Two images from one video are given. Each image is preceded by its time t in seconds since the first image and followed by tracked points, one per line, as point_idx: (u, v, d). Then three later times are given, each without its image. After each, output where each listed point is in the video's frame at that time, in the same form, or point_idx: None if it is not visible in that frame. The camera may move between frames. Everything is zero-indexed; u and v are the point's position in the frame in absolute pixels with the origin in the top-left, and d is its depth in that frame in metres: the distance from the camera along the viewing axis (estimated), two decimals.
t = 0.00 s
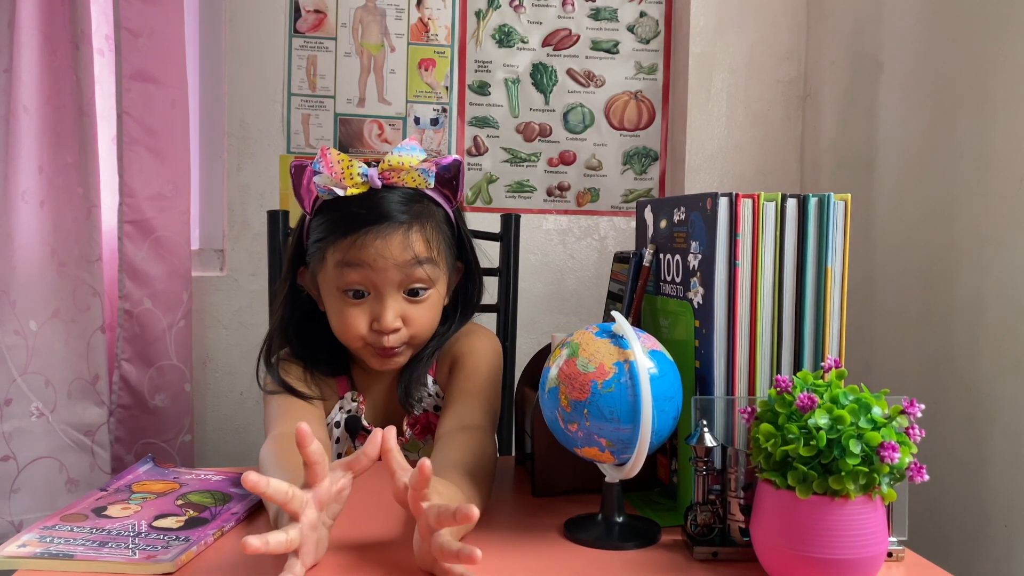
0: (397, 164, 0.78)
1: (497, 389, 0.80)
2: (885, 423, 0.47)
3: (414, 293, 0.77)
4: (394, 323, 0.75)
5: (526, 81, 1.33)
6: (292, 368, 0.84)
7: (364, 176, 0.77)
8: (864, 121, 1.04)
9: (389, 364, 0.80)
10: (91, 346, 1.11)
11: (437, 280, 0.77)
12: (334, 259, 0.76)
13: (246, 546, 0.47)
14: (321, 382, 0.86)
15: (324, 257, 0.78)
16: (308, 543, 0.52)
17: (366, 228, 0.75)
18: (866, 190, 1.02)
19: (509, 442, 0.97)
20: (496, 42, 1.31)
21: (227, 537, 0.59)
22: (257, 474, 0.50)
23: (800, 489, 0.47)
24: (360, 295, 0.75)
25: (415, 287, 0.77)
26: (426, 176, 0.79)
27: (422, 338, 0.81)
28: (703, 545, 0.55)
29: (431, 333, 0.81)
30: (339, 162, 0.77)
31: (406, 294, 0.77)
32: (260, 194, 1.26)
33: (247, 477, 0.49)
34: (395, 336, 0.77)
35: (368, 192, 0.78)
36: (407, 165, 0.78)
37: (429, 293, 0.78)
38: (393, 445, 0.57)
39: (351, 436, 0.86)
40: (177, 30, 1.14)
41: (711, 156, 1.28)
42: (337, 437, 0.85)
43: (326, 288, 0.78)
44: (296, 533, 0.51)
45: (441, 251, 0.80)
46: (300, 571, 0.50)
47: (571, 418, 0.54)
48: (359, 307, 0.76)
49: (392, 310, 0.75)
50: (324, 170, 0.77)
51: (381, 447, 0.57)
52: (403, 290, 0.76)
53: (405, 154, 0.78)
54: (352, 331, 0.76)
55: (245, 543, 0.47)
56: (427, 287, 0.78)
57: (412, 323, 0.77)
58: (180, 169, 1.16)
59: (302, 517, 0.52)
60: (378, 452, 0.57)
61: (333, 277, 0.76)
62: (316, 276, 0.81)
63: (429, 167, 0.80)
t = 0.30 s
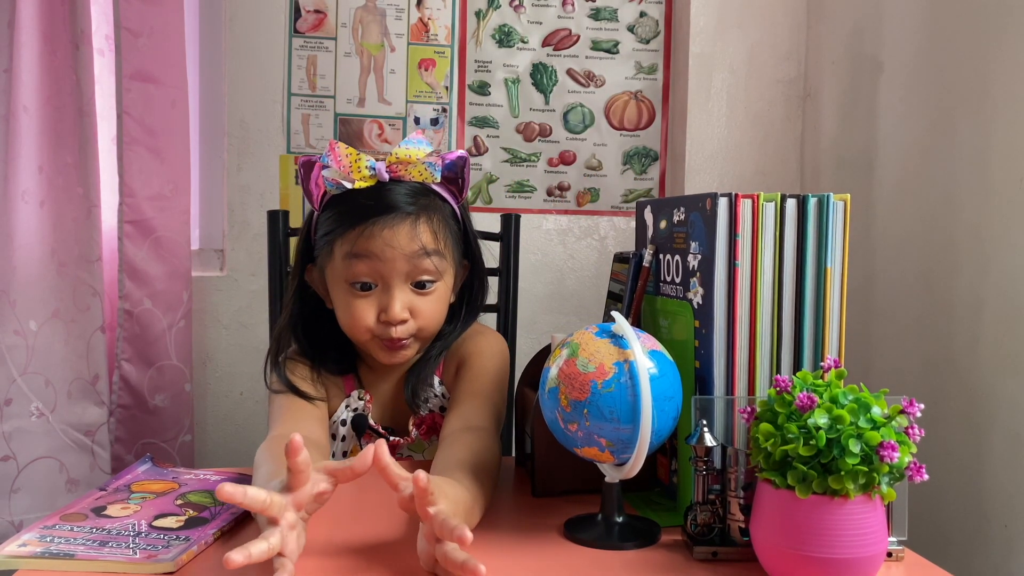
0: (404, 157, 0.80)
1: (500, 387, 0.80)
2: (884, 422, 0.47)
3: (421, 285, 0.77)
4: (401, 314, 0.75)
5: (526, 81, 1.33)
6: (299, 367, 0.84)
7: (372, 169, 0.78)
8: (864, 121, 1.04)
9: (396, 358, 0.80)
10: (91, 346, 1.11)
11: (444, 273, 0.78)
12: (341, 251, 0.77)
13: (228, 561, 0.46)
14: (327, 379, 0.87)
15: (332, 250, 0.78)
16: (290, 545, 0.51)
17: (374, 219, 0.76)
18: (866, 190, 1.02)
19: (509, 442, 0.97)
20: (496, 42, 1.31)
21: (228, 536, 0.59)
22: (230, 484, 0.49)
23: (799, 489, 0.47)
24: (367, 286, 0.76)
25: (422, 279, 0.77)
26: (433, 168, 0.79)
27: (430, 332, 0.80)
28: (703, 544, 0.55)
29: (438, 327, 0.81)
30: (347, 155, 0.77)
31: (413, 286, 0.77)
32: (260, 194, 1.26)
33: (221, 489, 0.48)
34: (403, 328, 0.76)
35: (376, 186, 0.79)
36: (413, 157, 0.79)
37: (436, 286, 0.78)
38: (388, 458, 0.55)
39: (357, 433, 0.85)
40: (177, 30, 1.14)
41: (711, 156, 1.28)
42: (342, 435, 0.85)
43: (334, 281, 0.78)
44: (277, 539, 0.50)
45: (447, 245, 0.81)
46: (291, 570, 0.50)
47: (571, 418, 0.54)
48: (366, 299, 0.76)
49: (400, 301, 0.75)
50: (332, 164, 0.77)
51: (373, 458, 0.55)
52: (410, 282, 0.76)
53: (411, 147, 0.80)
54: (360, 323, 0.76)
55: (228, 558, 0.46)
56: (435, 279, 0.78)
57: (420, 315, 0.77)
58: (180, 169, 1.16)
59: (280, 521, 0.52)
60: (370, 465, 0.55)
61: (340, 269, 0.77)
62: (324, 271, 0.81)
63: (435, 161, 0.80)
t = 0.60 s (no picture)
0: (405, 140, 0.80)
1: (500, 386, 0.80)
2: (883, 421, 0.47)
3: (424, 266, 0.77)
4: (405, 294, 0.75)
5: (526, 81, 1.33)
6: (304, 359, 0.84)
7: (373, 153, 0.78)
8: (864, 121, 1.04)
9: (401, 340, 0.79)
10: (92, 347, 1.11)
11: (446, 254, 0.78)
12: (345, 235, 0.78)
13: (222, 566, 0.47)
14: (331, 369, 0.87)
15: (336, 234, 0.79)
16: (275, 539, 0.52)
17: (376, 198, 0.77)
18: (866, 190, 1.02)
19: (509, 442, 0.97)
20: (496, 42, 1.31)
21: (227, 536, 0.59)
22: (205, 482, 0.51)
23: (799, 489, 0.47)
24: (371, 268, 0.76)
25: (425, 260, 0.77)
26: (433, 152, 0.80)
27: (434, 316, 0.80)
28: (703, 544, 0.54)
29: (442, 312, 0.81)
30: (348, 139, 0.78)
31: (416, 266, 0.77)
32: (260, 194, 1.27)
33: (196, 486, 0.50)
34: (406, 308, 0.77)
35: (378, 170, 0.79)
36: (413, 140, 0.80)
37: (439, 267, 0.78)
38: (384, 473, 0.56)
39: (361, 424, 0.86)
40: (177, 30, 1.14)
41: (711, 156, 1.28)
42: (346, 426, 0.86)
43: (338, 267, 0.79)
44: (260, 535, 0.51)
45: (449, 228, 0.81)
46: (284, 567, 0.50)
47: (571, 418, 0.54)
48: (370, 281, 0.76)
49: (402, 281, 0.76)
50: (333, 148, 0.78)
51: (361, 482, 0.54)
52: (413, 263, 0.77)
53: (411, 130, 0.80)
54: (364, 305, 0.76)
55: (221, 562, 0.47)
56: (437, 260, 0.78)
57: (423, 296, 0.78)
58: (180, 169, 1.16)
59: (257, 518, 0.54)
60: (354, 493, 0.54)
61: (344, 253, 0.77)
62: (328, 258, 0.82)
63: (435, 145, 0.81)
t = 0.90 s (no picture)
0: (413, 135, 0.81)
1: (499, 385, 0.80)
2: (884, 422, 0.47)
3: (424, 262, 0.77)
4: (402, 290, 0.75)
5: (526, 81, 1.33)
6: (301, 354, 0.84)
7: (380, 146, 0.80)
8: (864, 121, 1.04)
9: (397, 338, 0.79)
10: (91, 347, 1.11)
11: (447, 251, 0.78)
12: (346, 227, 0.78)
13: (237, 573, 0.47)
14: (328, 366, 0.86)
15: (337, 226, 0.80)
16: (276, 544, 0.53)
17: (379, 191, 0.77)
18: (866, 190, 1.02)
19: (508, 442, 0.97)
20: (496, 42, 1.31)
21: (226, 536, 0.59)
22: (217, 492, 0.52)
23: (799, 490, 0.47)
24: (370, 261, 0.76)
25: (425, 256, 0.77)
26: (439, 149, 0.81)
27: (432, 313, 0.80)
28: (703, 545, 0.54)
29: (441, 310, 0.81)
30: (358, 132, 0.80)
31: (415, 263, 0.77)
32: (260, 194, 1.27)
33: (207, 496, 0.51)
34: (403, 304, 0.77)
35: (385, 162, 0.80)
36: (421, 136, 0.81)
37: (439, 264, 0.78)
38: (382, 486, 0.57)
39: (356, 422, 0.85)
40: (177, 30, 1.14)
41: (711, 157, 1.28)
42: (342, 424, 0.85)
43: (337, 258, 0.79)
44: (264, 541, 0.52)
45: (451, 228, 0.81)
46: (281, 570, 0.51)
47: (570, 417, 0.54)
48: (368, 274, 0.76)
49: (401, 277, 0.76)
50: (343, 140, 0.80)
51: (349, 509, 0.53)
52: (412, 259, 0.77)
53: (420, 126, 0.81)
54: (361, 298, 0.77)
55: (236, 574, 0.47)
56: (437, 257, 0.78)
57: (421, 293, 0.78)
58: (180, 169, 1.16)
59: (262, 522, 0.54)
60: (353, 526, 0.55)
61: (344, 245, 0.78)
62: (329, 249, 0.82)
63: (443, 142, 0.82)
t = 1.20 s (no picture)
0: (411, 140, 0.81)
1: (498, 385, 0.80)
2: (884, 422, 0.47)
3: (421, 269, 0.77)
4: (400, 297, 0.75)
5: (526, 81, 1.33)
6: (297, 354, 0.84)
7: (378, 150, 0.80)
8: (864, 121, 1.04)
9: (394, 344, 0.80)
10: (91, 347, 1.11)
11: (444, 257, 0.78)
12: (344, 232, 0.78)
13: None
14: (324, 368, 0.86)
15: (335, 231, 0.79)
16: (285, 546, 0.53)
17: (377, 197, 0.77)
18: (866, 190, 1.02)
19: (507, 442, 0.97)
20: (496, 42, 1.31)
21: (226, 536, 0.59)
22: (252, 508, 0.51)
23: (799, 490, 0.47)
24: (368, 268, 0.76)
25: (422, 262, 0.77)
26: (438, 153, 0.82)
27: (428, 318, 0.80)
28: (703, 545, 0.54)
29: (437, 314, 0.81)
30: (355, 135, 0.80)
31: (413, 269, 0.77)
32: (260, 194, 1.27)
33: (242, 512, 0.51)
34: (401, 311, 0.77)
35: (381, 166, 0.80)
36: (420, 140, 0.81)
37: (436, 270, 0.78)
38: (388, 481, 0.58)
39: (353, 424, 0.85)
40: (177, 30, 1.14)
41: (711, 157, 1.28)
42: (339, 426, 0.85)
43: (334, 263, 0.79)
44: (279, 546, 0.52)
45: (449, 233, 0.81)
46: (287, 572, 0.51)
47: (571, 418, 0.54)
48: (365, 281, 0.76)
49: (399, 283, 0.76)
50: (341, 143, 0.80)
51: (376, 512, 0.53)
52: (410, 266, 0.77)
53: (419, 130, 0.81)
54: (358, 304, 0.76)
55: None
56: (435, 263, 0.78)
57: (418, 299, 0.78)
58: (180, 169, 1.16)
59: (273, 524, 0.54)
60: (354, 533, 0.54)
61: (341, 250, 0.77)
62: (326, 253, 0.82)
63: (441, 146, 0.82)
